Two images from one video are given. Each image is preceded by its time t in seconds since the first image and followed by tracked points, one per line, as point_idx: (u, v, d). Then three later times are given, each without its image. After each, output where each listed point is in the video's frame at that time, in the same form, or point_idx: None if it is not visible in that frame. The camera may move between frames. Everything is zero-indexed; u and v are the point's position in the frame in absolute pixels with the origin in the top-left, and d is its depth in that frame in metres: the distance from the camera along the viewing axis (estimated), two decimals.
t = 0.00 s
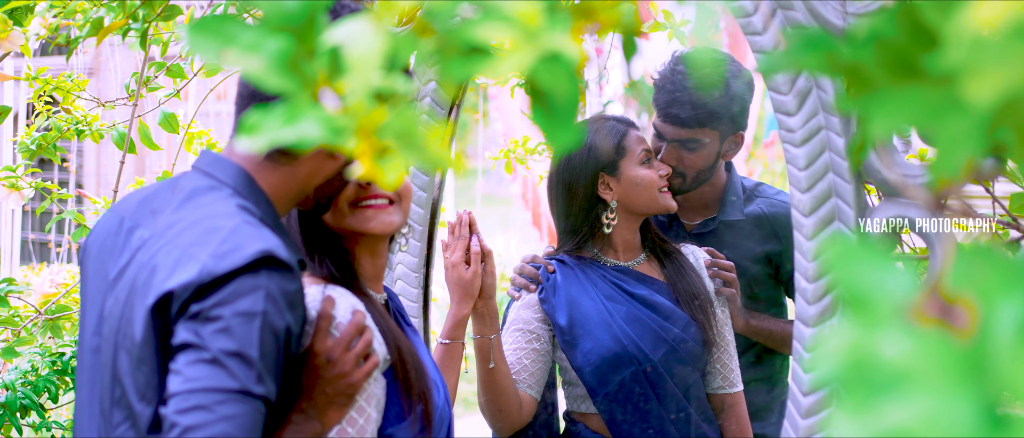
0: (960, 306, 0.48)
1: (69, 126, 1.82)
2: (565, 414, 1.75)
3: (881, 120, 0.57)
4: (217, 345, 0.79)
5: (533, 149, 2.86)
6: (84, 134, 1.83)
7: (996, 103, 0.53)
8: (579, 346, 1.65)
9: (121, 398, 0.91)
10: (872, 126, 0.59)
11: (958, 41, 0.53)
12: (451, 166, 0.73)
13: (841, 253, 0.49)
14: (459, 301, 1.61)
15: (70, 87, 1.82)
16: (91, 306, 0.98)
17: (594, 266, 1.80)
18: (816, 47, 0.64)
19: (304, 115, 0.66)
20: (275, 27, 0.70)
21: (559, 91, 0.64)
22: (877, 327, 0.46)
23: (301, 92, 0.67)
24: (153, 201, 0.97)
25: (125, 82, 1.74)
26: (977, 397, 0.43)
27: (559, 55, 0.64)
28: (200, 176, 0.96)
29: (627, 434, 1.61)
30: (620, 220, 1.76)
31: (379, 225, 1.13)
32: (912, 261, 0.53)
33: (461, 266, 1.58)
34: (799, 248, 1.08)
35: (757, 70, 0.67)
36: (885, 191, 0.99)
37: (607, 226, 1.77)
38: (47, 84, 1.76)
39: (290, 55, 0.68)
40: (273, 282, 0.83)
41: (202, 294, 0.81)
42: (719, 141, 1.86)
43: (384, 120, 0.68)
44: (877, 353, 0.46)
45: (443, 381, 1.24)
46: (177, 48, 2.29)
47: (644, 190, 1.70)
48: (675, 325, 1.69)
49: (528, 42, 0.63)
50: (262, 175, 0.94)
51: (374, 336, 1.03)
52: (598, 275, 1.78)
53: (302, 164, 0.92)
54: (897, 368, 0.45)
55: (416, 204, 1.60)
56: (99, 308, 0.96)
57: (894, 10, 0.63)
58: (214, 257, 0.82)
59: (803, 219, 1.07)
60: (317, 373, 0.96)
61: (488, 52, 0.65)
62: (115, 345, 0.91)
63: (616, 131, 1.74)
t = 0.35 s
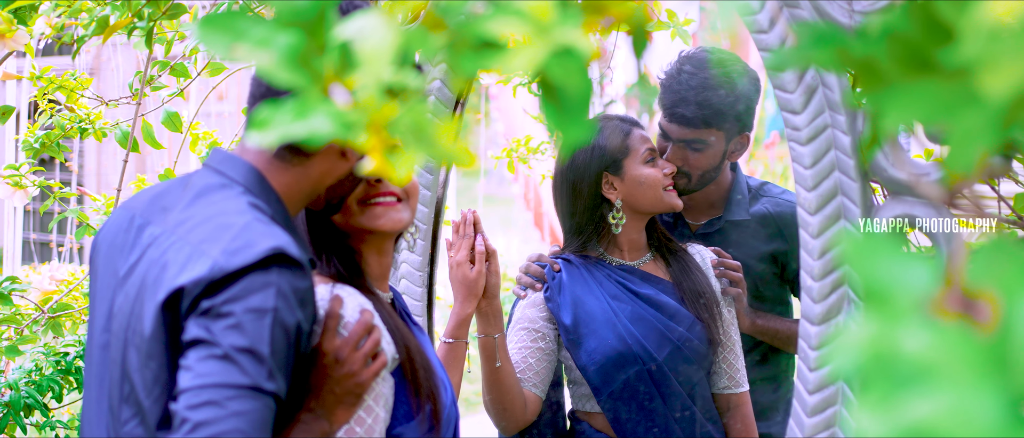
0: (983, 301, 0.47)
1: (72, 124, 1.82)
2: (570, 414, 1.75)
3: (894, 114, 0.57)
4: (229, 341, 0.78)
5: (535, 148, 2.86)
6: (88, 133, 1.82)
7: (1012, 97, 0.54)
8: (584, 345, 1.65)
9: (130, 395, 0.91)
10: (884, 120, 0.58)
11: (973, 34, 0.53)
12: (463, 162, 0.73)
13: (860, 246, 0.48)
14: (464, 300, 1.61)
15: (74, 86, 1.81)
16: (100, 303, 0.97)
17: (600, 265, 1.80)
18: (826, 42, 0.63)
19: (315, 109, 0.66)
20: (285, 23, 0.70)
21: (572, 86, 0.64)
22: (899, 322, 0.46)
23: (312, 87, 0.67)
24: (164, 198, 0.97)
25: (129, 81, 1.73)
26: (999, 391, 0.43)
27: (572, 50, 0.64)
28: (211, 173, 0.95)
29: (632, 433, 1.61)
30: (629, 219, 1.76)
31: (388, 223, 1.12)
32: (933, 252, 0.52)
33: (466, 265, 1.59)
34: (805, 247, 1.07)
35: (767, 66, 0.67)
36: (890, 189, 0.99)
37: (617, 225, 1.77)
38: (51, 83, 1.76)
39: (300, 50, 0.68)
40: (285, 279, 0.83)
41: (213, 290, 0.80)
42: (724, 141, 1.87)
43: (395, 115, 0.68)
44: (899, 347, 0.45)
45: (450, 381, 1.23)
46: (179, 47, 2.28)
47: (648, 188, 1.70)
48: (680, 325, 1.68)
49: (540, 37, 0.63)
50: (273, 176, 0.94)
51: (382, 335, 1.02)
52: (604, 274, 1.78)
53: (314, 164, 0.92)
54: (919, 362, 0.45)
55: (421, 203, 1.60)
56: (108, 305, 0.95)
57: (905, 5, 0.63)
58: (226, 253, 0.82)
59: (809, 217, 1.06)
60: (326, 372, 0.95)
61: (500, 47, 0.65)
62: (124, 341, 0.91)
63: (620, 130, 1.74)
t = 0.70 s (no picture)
0: (1007, 297, 0.48)
1: (75, 122, 1.83)
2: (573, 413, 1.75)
3: (908, 109, 0.57)
4: (240, 338, 0.78)
5: (538, 148, 2.85)
6: (91, 131, 1.85)
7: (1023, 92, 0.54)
8: (588, 343, 1.66)
9: (139, 393, 0.90)
10: (896, 116, 0.58)
11: (985, 30, 0.54)
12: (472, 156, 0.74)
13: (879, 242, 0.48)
14: (467, 299, 1.60)
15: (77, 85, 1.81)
16: (109, 300, 0.97)
17: (605, 264, 1.80)
18: (835, 39, 0.62)
19: (325, 105, 0.65)
20: (295, 19, 0.70)
21: (583, 81, 0.64)
22: (921, 317, 0.46)
23: (321, 83, 0.67)
24: (174, 196, 0.96)
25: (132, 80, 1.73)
26: None
27: (584, 44, 0.64)
28: (222, 172, 0.95)
29: (637, 432, 1.61)
30: (635, 219, 1.75)
31: (394, 220, 1.12)
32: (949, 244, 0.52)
33: (470, 264, 1.59)
34: (810, 246, 1.06)
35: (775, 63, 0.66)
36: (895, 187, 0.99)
37: (623, 225, 1.77)
38: (55, 82, 1.76)
39: (310, 46, 0.67)
40: (296, 277, 0.82)
41: (225, 288, 0.80)
42: (730, 142, 1.84)
43: (405, 112, 0.68)
44: (922, 343, 0.45)
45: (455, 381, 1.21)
46: (182, 46, 2.27)
47: (653, 187, 1.70)
48: (685, 323, 1.68)
49: (552, 32, 0.63)
50: (284, 175, 0.94)
51: (389, 334, 1.02)
52: (609, 273, 1.78)
53: (326, 165, 0.92)
54: (942, 357, 0.45)
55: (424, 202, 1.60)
56: (117, 302, 0.95)
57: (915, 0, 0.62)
58: (237, 250, 0.81)
59: (815, 215, 1.05)
60: (334, 371, 0.95)
61: (511, 42, 0.65)
62: (134, 338, 0.91)
63: (623, 129, 1.74)
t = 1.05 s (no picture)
0: None
1: (77, 122, 1.83)
2: (573, 414, 1.73)
3: (919, 105, 0.56)
4: (249, 336, 0.78)
5: (540, 148, 2.84)
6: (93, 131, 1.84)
7: None
8: (593, 343, 1.66)
9: (146, 391, 0.90)
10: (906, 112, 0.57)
11: (996, 27, 0.54)
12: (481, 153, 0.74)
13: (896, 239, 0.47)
14: (470, 298, 1.60)
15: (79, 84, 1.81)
16: (117, 298, 0.97)
17: (610, 264, 1.79)
18: (843, 35, 0.61)
19: (333, 102, 0.65)
20: (303, 15, 0.70)
21: (593, 77, 0.63)
22: (939, 314, 0.45)
23: (329, 80, 0.67)
24: (184, 195, 0.96)
25: (134, 79, 1.72)
26: None
27: (594, 41, 0.64)
28: (232, 170, 0.95)
29: (640, 431, 1.61)
30: (638, 218, 1.76)
31: (400, 219, 1.12)
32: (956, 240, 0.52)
33: (473, 263, 1.59)
34: (814, 244, 1.06)
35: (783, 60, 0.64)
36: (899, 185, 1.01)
37: (626, 224, 1.77)
38: (57, 81, 1.76)
39: (319, 42, 0.67)
40: (306, 276, 0.82)
41: (235, 286, 0.80)
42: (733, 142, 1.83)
43: (413, 108, 0.67)
44: (940, 340, 0.45)
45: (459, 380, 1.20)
46: (183, 45, 2.27)
47: (657, 186, 1.70)
48: (690, 322, 1.68)
49: (562, 29, 0.63)
50: (294, 174, 0.94)
51: (395, 333, 1.02)
52: (613, 271, 1.78)
53: (336, 165, 0.92)
54: (960, 354, 0.45)
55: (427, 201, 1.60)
56: (125, 301, 0.95)
57: None
58: (247, 248, 0.81)
59: (819, 214, 1.06)
60: (340, 371, 0.95)
61: (521, 38, 0.65)
62: (142, 337, 0.90)
63: (627, 127, 1.73)
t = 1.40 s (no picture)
0: None
1: (79, 122, 1.83)
2: (577, 412, 1.74)
3: (929, 101, 0.55)
4: (260, 334, 0.78)
5: (543, 147, 2.84)
6: (95, 130, 1.84)
7: None
8: (597, 342, 1.66)
9: (154, 390, 0.90)
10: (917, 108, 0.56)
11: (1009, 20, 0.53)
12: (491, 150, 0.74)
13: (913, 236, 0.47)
14: (473, 297, 1.61)
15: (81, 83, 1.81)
16: (125, 296, 0.96)
17: (615, 263, 1.79)
18: (851, 31, 0.59)
19: (341, 98, 0.65)
20: (311, 12, 0.69)
21: (603, 73, 0.63)
22: (958, 310, 0.45)
23: (338, 77, 0.67)
24: (192, 193, 0.96)
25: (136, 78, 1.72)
26: None
27: (604, 37, 0.63)
28: (240, 169, 0.95)
29: (644, 430, 1.61)
30: (639, 217, 1.75)
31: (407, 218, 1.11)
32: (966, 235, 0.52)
33: (477, 263, 1.59)
34: (819, 242, 1.06)
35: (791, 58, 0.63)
36: (905, 184, 0.98)
37: (627, 224, 1.77)
38: (59, 81, 1.75)
39: (327, 39, 0.67)
40: (316, 275, 0.83)
41: (245, 285, 0.80)
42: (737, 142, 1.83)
43: (422, 105, 0.67)
44: (959, 335, 0.45)
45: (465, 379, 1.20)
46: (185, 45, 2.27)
47: (660, 186, 1.70)
48: (694, 321, 1.68)
49: (571, 25, 0.62)
50: (303, 173, 0.93)
51: (402, 333, 1.02)
52: (617, 271, 1.78)
53: (345, 164, 0.93)
54: (980, 349, 0.45)
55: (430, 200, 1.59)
56: (133, 299, 0.94)
57: None
58: (257, 247, 0.81)
59: (824, 212, 1.05)
60: (348, 371, 0.95)
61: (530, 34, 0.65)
62: (151, 335, 0.90)
63: (631, 127, 1.73)
